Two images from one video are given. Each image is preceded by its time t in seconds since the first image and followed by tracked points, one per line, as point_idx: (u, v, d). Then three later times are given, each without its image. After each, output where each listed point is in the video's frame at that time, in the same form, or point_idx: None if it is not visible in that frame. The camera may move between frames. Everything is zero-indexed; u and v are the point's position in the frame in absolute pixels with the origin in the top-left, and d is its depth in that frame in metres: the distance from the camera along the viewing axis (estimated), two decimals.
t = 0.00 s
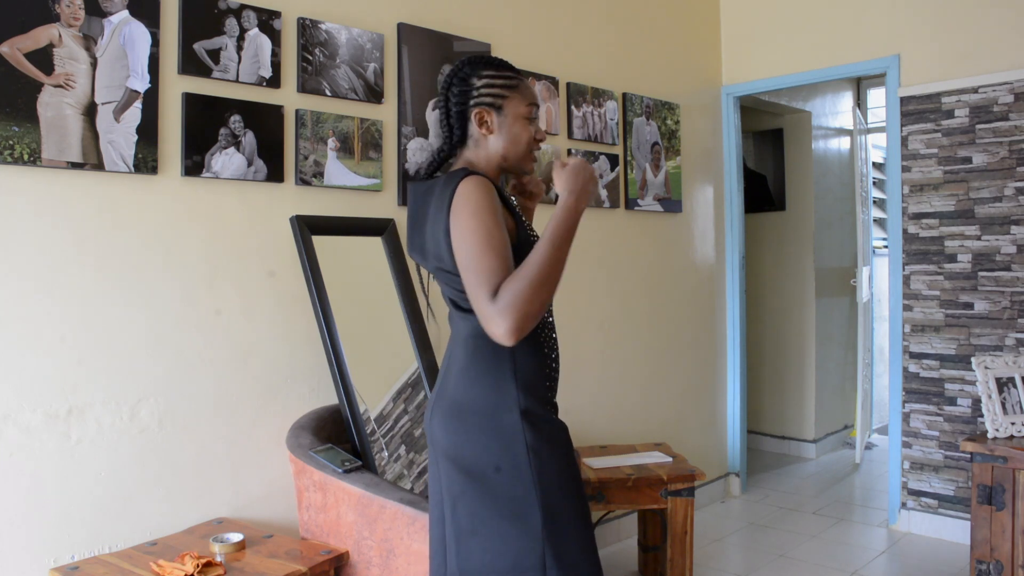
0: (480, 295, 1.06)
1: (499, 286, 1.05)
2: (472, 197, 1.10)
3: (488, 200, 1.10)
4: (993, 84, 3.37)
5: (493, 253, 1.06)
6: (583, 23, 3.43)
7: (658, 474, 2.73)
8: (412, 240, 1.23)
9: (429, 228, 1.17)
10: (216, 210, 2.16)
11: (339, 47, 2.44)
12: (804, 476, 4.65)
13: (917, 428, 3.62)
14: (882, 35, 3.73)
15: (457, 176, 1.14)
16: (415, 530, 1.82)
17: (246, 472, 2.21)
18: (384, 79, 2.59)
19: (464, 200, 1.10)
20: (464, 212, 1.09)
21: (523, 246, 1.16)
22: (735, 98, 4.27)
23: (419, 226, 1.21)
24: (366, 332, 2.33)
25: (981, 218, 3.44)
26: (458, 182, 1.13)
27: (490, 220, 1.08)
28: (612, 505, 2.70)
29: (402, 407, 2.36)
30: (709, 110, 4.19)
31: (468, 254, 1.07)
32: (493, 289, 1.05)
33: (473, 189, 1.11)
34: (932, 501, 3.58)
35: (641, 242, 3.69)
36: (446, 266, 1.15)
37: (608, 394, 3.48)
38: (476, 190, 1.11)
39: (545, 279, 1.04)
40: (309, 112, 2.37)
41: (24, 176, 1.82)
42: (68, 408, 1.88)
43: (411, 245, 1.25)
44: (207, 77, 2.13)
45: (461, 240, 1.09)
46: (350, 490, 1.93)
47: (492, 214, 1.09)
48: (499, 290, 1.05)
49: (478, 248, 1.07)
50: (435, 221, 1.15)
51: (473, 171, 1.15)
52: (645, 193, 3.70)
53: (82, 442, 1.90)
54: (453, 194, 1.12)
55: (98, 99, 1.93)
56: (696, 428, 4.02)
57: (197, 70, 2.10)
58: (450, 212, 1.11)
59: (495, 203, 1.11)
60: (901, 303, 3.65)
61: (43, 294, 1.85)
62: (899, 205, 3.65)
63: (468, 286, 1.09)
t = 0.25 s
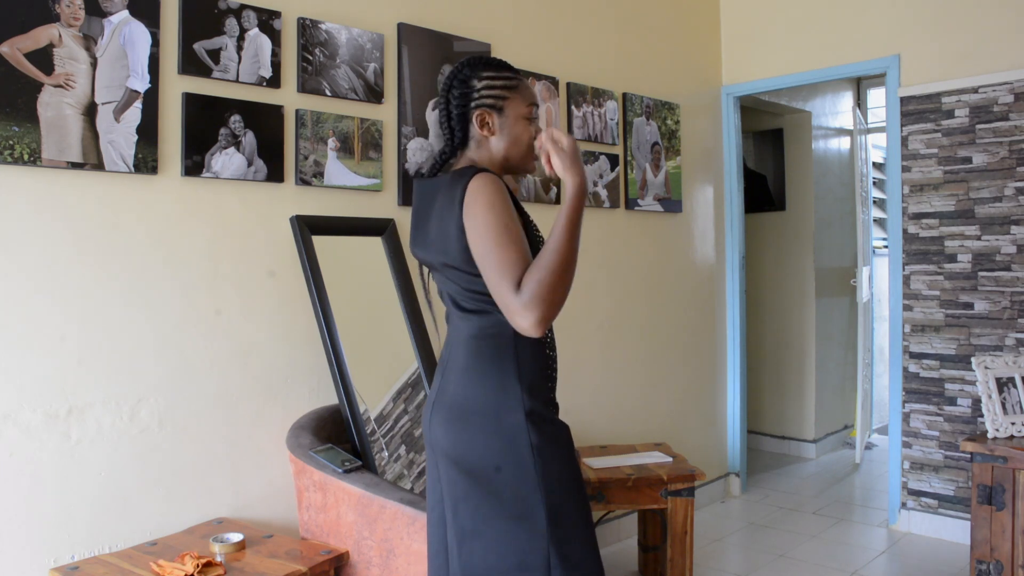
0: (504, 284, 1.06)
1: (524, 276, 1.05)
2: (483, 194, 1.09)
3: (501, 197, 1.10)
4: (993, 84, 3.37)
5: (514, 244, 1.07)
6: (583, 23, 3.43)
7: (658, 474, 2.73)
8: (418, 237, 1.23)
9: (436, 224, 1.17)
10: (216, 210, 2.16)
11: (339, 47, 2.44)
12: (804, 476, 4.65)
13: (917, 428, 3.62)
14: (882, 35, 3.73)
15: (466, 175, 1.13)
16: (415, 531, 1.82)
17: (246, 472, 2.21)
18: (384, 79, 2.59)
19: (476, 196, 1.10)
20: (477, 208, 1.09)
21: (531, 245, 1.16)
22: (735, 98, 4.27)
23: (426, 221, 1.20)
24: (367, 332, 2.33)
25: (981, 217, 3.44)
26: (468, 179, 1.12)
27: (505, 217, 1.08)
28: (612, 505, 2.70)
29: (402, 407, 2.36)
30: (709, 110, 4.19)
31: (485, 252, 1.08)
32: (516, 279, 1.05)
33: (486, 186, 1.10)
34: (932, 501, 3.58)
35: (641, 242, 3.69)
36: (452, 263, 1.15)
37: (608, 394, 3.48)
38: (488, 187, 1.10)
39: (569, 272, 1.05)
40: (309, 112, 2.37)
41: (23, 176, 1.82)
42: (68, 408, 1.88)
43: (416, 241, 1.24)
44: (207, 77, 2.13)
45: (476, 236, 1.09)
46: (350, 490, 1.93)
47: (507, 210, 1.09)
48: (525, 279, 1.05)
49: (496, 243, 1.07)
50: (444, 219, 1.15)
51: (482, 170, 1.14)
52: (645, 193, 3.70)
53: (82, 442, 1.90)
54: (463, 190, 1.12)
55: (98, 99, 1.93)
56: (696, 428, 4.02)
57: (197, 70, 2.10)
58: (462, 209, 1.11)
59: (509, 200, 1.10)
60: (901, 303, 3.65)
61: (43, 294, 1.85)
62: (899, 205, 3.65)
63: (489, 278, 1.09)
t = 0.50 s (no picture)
0: (491, 288, 1.06)
1: (513, 294, 1.06)
2: (488, 194, 1.10)
3: (506, 200, 1.10)
4: (993, 84, 3.37)
5: (513, 256, 1.08)
6: (583, 23, 3.43)
7: (658, 474, 2.73)
8: (421, 235, 1.23)
9: (439, 224, 1.17)
10: (216, 210, 2.16)
11: (339, 47, 2.44)
12: (804, 476, 4.65)
13: (917, 428, 3.62)
14: (882, 34, 3.73)
15: (471, 175, 1.14)
16: (415, 530, 1.82)
17: (247, 472, 2.22)
18: (384, 79, 2.59)
19: (481, 197, 1.10)
20: (481, 209, 1.09)
21: (532, 248, 1.17)
22: (735, 98, 4.27)
23: (428, 220, 1.20)
24: (367, 331, 2.33)
25: (981, 218, 3.44)
26: (473, 180, 1.13)
27: (507, 221, 1.08)
28: (612, 505, 2.70)
29: (402, 407, 2.37)
30: (709, 110, 4.19)
31: (481, 252, 1.07)
32: (507, 291, 1.06)
33: (490, 187, 1.11)
34: (932, 501, 3.58)
35: (641, 242, 3.69)
36: (453, 263, 1.15)
37: (608, 394, 3.48)
38: (493, 189, 1.10)
39: (550, 318, 1.10)
40: (309, 112, 2.37)
41: (23, 176, 1.82)
42: (68, 408, 1.88)
43: (418, 240, 1.24)
44: (207, 77, 2.13)
45: (475, 236, 1.09)
46: (350, 490, 1.93)
47: (511, 215, 1.09)
48: (514, 297, 1.06)
49: (497, 247, 1.07)
50: (446, 220, 1.15)
51: (487, 171, 1.15)
52: (645, 193, 3.70)
53: (82, 442, 1.90)
54: (468, 190, 1.12)
55: (98, 99, 1.93)
56: (696, 428, 4.02)
57: (197, 70, 2.10)
58: (465, 208, 1.11)
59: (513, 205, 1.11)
60: (901, 303, 3.65)
61: (43, 294, 1.85)
62: (900, 205, 3.65)
63: (475, 272, 1.08)
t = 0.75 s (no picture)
0: (484, 298, 1.08)
1: (505, 309, 1.08)
2: (490, 196, 1.10)
3: (507, 203, 1.10)
4: (993, 84, 3.37)
5: (509, 267, 1.09)
6: (583, 23, 3.43)
7: (658, 474, 2.73)
8: (424, 234, 1.22)
9: (442, 225, 1.17)
10: (216, 210, 2.16)
11: (339, 47, 2.44)
12: (804, 476, 4.65)
13: (917, 428, 3.62)
14: (882, 35, 3.73)
15: (474, 175, 1.14)
16: (415, 530, 1.82)
17: (247, 472, 2.22)
18: (384, 79, 2.59)
19: (483, 199, 1.10)
20: (482, 211, 1.09)
21: (534, 249, 1.17)
22: (735, 98, 4.27)
23: (431, 220, 1.20)
24: (367, 331, 2.33)
25: (981, 218, 3.44)
26: (475, 181, 1.13)
27: (506, 226, 1.09)
28: (613, 505, 2.70)
29: (402, 407, 2.37)
30: (709, 110, 4.19)
31: (479, 258, 1.08)
32: (500, 305, 1.08)
33: (490, 190, 1.11)
34: (932, 501, 3.58)
35: (641, 242, 3.69)
36: (454, 262, 1.15)
37: (608, 394, 3.48)
38: (494, 191, 1.10)
39: (537, 336, 1.12)
40: (309, 112, 2.37)
41: (23, 175, 1.82)
42: (68, 408, 1.88)
43: (420, 240, 1.24)
44: (207, 77, 2.13)
45: (473, 240, 1.09)
46: (350, 490, 1.93)
47: (510, 221, 1.10)
48: (505, 312, 1.08)
49: (496, 255, 1.07)
50: (448, 221, 1.15)
51: (490, 171, 1.15)
52: (645, 193, 3.70)
53: (82, 442, 1.90)
54: (470, 191, 1.12)
55: (98, 99, 1.93)
56: (696, 428, 4.02)
57: (197, 70, 2.10)
58: (467, 211, 1.11)
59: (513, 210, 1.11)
60: (901, 303, 3.65)
61: (43, 294, 1.85)
62: (899, 205, 3.65)
63: (469, 277, 1.09)
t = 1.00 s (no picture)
0: (474, 301, 1.07)
1: (495, 312, 1.08)
2: (480, 197, 1.10)
3: (496, 203, 1.10)
4: (993, 84, 3.37)
5: (499, 269, 1.08)
6: (583, 23, 3.43)
7: (658, 475, 2.73)
8: (423, 236, 1.23)
9: (438, 227, 1.17)
10: (216, 210, 2.16)
11: (339, 47, 2.44)
12: (804, 476, 4.66)
13: (917, 428, 3.62)
14: (882, 34, 3.73)
15: (467, 177, 1.14)
16: (415, 530, 1.82)
17: (247, 472, 2.22)
18: (384, 79, 2.59)
19: (472, 201, 1.10)
20: (471, 213, 1.09)
21: (529, 249, 1.16)
22: (735, 98, 4.27)
23: (428, 223, 1.21)
24: (367, 332, 2.33)
25: (981, 218, 3.44)
26: (467, 182, 1.13)
27: (496, 228, 1.08)
28: (613, 505, 2.70)
29: (402, 407, 2.37)
30: (709, 110, 4.19)
31: (469, 259, 1.08)
32: (489, 308, 1.07)
33: (481, 192, 1.11)
34: (932, 501, 3.58)
35: (641, 242, 3.69)
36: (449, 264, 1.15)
37: (608, 394, 3.48)
38: (485, 194, 1.10)
39: (528, 340, 1.12)
40: (309, 112, 2.37)
41: (23, 175, 1.82)
42: (68, 408, 1.88)
43: (421, 243, 1.25)
44: (207, 77, 2.13)
45: (462, 241, 1.09)
46: (350, 490, 1.93)
47: (500, 223, 1.09)
48: (495, 317, 1.08)
49: (485, 257, 1.07)
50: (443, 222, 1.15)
51: (480, 173, 1.15)
52: (645, 193, 3.70)
53: (82, 442, 1.90)
54: (461, 194, 1.13)
55: (98, 99, 1.93)
56: (696, 428, 4.02)
57: (197, 70, 2.10)
58: (458, 213, 1.11)
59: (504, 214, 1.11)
60: (901, 303, 3.65)
61: (44, 294, 1.85)
62: (899, 205, 3.65)
63: (460, 280, 1.09)
